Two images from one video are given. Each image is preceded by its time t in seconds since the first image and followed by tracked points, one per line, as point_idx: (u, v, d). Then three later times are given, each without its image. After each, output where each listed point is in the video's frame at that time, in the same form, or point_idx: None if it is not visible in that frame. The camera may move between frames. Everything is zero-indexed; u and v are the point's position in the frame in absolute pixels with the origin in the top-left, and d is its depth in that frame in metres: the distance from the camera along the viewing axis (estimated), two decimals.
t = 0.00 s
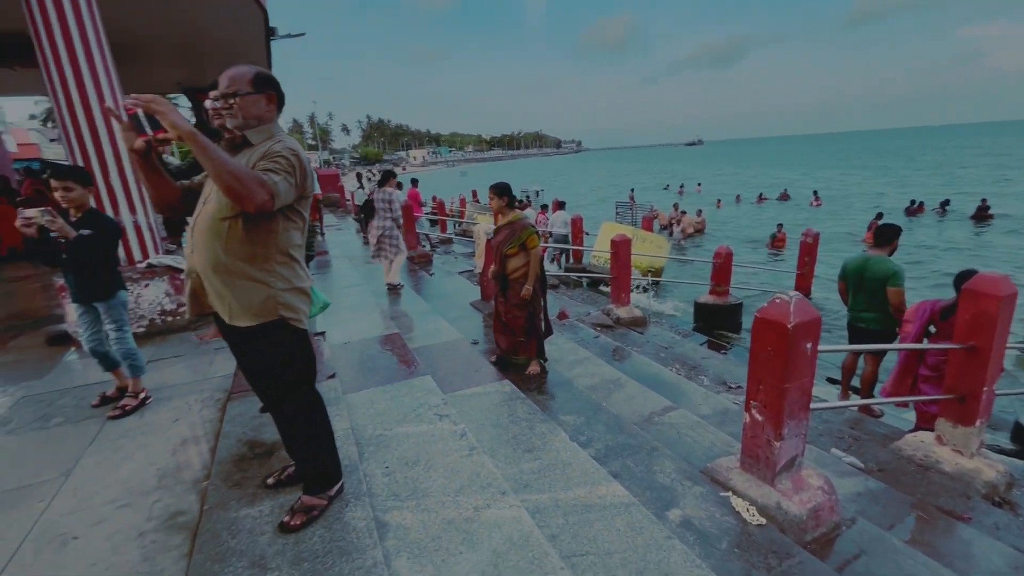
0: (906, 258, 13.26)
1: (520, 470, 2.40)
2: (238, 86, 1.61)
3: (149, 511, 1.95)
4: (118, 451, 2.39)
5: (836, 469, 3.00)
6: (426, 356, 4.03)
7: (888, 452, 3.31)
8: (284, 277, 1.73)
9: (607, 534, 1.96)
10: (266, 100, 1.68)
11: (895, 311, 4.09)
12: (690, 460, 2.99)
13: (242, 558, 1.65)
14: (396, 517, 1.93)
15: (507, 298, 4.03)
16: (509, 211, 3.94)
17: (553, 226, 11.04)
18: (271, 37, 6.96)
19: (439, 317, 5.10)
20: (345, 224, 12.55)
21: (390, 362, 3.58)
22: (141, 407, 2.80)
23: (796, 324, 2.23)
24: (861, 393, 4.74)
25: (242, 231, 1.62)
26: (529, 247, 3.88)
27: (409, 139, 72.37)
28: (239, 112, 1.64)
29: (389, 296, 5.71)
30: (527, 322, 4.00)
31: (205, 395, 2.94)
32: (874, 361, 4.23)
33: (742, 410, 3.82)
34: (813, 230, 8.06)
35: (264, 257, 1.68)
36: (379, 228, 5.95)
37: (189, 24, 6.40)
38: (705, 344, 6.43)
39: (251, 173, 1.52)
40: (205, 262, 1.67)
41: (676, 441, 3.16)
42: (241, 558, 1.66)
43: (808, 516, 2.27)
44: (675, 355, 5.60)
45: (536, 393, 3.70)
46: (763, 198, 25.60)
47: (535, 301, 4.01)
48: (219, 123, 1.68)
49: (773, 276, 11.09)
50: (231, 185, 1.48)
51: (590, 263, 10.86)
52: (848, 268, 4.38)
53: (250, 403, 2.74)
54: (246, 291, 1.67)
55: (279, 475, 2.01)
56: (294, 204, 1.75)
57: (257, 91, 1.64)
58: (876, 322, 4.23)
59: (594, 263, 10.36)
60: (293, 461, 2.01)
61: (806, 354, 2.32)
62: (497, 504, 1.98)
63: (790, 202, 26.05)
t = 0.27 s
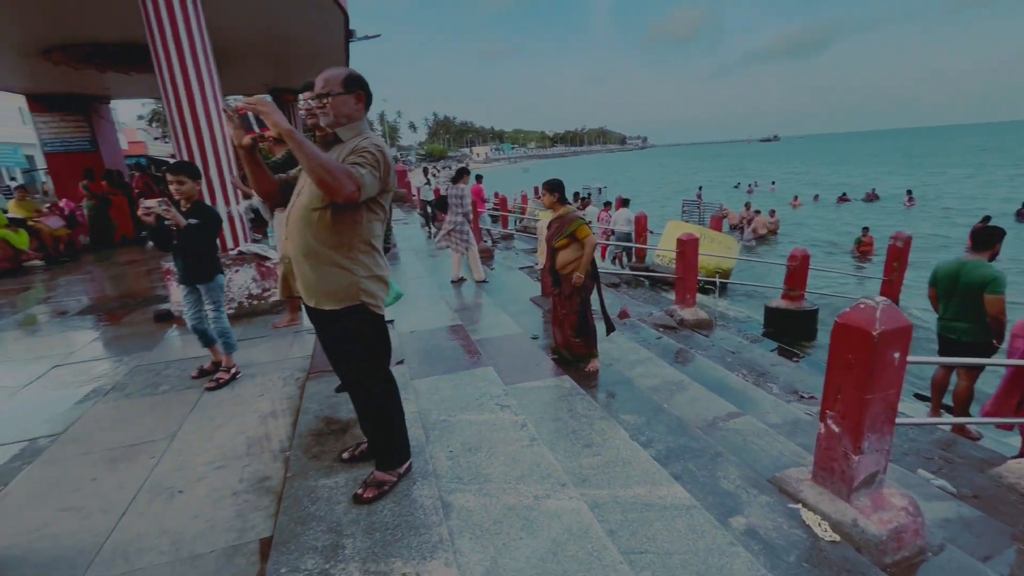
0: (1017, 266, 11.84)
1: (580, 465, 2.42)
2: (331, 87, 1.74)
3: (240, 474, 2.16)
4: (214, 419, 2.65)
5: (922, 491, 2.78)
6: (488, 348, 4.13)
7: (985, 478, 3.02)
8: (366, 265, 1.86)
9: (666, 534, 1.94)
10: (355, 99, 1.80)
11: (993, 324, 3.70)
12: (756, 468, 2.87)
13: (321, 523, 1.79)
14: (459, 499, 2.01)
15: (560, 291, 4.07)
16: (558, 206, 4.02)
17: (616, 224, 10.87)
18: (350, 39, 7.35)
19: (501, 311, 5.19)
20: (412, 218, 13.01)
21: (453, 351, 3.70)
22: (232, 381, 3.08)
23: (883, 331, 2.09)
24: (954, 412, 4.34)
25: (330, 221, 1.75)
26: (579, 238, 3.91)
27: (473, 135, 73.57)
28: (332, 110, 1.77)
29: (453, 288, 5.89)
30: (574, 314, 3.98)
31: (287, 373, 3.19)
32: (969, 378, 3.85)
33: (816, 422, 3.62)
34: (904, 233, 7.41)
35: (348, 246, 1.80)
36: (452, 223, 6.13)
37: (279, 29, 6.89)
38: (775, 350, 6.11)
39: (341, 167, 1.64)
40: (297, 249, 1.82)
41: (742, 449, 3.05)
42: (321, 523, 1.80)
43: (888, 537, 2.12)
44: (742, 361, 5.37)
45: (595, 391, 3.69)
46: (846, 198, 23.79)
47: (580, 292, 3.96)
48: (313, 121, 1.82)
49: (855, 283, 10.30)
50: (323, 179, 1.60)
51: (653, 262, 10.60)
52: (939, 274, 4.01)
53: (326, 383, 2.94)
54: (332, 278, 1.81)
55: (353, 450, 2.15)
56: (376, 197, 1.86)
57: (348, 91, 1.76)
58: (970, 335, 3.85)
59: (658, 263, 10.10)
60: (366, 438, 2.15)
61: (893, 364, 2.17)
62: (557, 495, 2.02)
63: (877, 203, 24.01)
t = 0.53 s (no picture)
0: None
1: (639, 466, 2.39)
2: (414, 88, 1.83)
3: (317, 449, 2.32)
4: (293, 397, 2.86)
5: None
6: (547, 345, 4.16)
7: None
8: (439, 259, 1.94)
9: (730, 544, 1.89)
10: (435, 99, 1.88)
11: None
12: (830, 485, 2.71)
13: (390, 502, 1.89)
14: (519, 490, 2.05)
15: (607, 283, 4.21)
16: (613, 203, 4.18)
17: (681, 224, 10.53)
18: (422, 40, 7.61)
19: (560, 309, 5.20)
20: (474, 215, 13.26)
21: (513, 346, 3.75)
22: (308, 364, 3.30)
23: (984, 346, 1.92)
24: None
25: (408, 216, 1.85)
26: (629, 234, 4.01)
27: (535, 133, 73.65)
28: (413, 111, 1.86)
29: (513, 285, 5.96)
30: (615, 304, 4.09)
31: (357, 359, 3.37)
32: None
33: (899, 441, 3.36)
34: (1013, 239, 6.66)
35: (423, 240, 1.90)
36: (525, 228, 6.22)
37: (356, 32, 7.25)
38: (854, 363, 5.70)
39: (419, 165, 1.73)
40: (377, 241, 1.93)
41: (814, 463, 2.89)
42: (390, 501, 1.91)
43: (983, 570, 1.95)
44: (816, 372, 5.06)
45: (657, 394, 3.62)
46: (943, 201, 21.67)
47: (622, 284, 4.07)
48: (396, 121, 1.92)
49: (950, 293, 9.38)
50: (403, 175, 1.69)
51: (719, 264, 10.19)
52: None
53: (394, 370, 3.08)
54: (407, 269, 1.90)
55: (420, 436, 2.26)
56: (451, 194, 1.94)
57: (429, 92, 1.85)
58: None
59: (725, 265, 9.69)
60: (432, 425, 2.24)
61: (995, 383, 1.99)
62: (617, 494, 2.01)
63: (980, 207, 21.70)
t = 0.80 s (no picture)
0: None
1: (700, 471, 2.35)
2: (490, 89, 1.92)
3: (384, 432, 2.45)
4: (362, 382, 3.03)
5: None
6: (605, 345, 4.14)
7: None
8: (507, 255, 2.01)
9: (795, 558, 1.82)
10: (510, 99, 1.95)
11: None
12: (909, 507, 2.54)
13: (454, 486, 1.98)
14: (577, 485, 2.08)
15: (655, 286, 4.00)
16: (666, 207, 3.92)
17: (747, 227, 10.09)
18: (488, 41, 7.75)
19: (618, 309, 5.15)
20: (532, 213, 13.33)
21: (571, 344, 3.76)
22: (376, 352, 3.47)
23: None
24: None
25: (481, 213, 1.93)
26: (681, 239, 3.74)
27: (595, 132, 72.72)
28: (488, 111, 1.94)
29: (570, 283, 5.96)
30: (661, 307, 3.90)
31: (420, 350, 3.51)
32: None
33: (992, 467, 3.08)
34: None
35: (493, 236, 1.97)
36: (592, 230, 6.21)
37: (425, 35, 7.50)
38: (940, 380, 5.26)
39: (492, 164, 1.79)
40: (450, 236, 2.03)
41: (891, 483, 2.71)
42: (454, 484, 2.00)
43: None
44: (895, 387, 4.72)
45: (717, 400, 3.52)
46: None
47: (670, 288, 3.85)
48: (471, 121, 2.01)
49: None
50: (477, 174, 1.76)
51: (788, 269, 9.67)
52: None
53: (455, 362, 3.18)
54: (477, 264, 1.98)
55: (482, 425, 2.34)
56: (521, 192, 2.00)
57: (504, 92, 1.92)
58: None
59: (794, 271, 9.19)
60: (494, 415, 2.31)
61: None
62: (676, 497, 1.99)
63: None
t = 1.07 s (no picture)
0: None
1: (758, 477, 2.30)
2: (557, 91, 1.98)
3: (443, 420, 2.56)
4: (420, 372, 3.16)
5: None
6: (658, 347, 4.10)
7: None
8: (569, 252, 2.05)
9: (861, 572, 1.76)
10: (577, 99, 2.00)
11: None
12: (990, 532, 2.38)
13: (510, 474, 2.06)
14: (631, 481, 2.09)
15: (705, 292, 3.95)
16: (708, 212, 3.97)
17: (813, 230, 9.60)
18: (545, 41, 7.80)
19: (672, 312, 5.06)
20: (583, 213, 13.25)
21: (624, 344, 3.75)
22: (433, 343, 3.61)
23: None
24: None
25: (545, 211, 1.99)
26: (725, 245, 3.76)
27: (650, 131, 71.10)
28: (554, 112, 2.00)
29: (624, 284, 5.91)
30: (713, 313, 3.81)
31: (475, 343, 3.61)
32: None
33: None
34: None
35: (556, 233, 2.03)
36: (650, 230, 6.24)
37: (485, 36, 7.64)
38: None
39: (558, 163, 1.85)
40: (514, 233, 2.10)
41: (971, 506, 2.54)
42: (510, 473, 2.07)
43: None
44: (977, 406, 4.39)
45: (777, 407, 3.41)
46: None
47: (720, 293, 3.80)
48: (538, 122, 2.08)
49: None
50: (543, 173, 1.82)
51: (856, 277, 9.13)
52: None
53: (510, 356, 3.26)
54: (540, 261, 2.04)
55: (537, 418, 2.40)
56: (585, 191, 2.05)
57: (571, 93, 1.98)
58: None
59: (864, 278, 8.67)
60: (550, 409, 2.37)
61: None
62: (733, 501, 1.96)
63: None
